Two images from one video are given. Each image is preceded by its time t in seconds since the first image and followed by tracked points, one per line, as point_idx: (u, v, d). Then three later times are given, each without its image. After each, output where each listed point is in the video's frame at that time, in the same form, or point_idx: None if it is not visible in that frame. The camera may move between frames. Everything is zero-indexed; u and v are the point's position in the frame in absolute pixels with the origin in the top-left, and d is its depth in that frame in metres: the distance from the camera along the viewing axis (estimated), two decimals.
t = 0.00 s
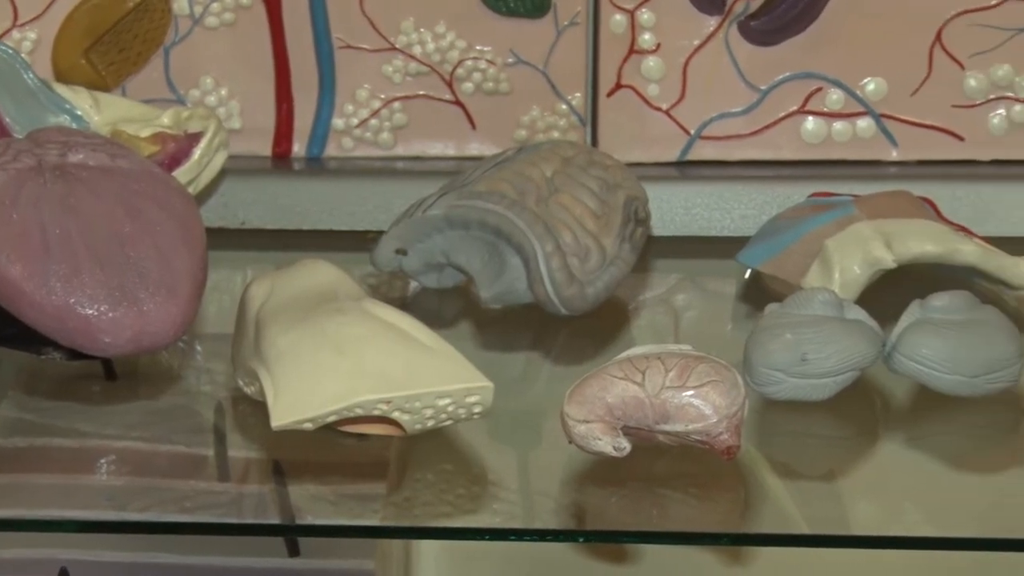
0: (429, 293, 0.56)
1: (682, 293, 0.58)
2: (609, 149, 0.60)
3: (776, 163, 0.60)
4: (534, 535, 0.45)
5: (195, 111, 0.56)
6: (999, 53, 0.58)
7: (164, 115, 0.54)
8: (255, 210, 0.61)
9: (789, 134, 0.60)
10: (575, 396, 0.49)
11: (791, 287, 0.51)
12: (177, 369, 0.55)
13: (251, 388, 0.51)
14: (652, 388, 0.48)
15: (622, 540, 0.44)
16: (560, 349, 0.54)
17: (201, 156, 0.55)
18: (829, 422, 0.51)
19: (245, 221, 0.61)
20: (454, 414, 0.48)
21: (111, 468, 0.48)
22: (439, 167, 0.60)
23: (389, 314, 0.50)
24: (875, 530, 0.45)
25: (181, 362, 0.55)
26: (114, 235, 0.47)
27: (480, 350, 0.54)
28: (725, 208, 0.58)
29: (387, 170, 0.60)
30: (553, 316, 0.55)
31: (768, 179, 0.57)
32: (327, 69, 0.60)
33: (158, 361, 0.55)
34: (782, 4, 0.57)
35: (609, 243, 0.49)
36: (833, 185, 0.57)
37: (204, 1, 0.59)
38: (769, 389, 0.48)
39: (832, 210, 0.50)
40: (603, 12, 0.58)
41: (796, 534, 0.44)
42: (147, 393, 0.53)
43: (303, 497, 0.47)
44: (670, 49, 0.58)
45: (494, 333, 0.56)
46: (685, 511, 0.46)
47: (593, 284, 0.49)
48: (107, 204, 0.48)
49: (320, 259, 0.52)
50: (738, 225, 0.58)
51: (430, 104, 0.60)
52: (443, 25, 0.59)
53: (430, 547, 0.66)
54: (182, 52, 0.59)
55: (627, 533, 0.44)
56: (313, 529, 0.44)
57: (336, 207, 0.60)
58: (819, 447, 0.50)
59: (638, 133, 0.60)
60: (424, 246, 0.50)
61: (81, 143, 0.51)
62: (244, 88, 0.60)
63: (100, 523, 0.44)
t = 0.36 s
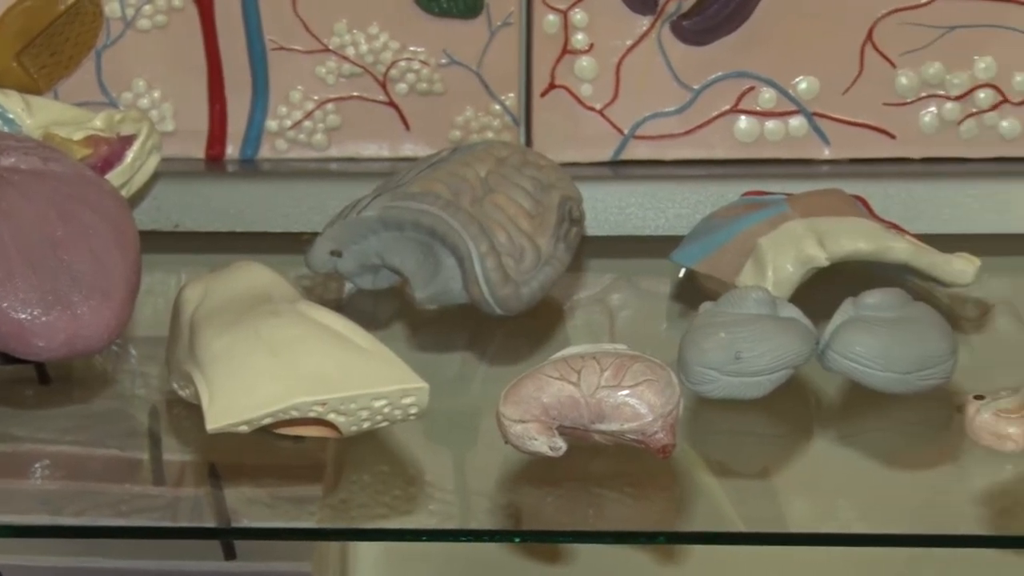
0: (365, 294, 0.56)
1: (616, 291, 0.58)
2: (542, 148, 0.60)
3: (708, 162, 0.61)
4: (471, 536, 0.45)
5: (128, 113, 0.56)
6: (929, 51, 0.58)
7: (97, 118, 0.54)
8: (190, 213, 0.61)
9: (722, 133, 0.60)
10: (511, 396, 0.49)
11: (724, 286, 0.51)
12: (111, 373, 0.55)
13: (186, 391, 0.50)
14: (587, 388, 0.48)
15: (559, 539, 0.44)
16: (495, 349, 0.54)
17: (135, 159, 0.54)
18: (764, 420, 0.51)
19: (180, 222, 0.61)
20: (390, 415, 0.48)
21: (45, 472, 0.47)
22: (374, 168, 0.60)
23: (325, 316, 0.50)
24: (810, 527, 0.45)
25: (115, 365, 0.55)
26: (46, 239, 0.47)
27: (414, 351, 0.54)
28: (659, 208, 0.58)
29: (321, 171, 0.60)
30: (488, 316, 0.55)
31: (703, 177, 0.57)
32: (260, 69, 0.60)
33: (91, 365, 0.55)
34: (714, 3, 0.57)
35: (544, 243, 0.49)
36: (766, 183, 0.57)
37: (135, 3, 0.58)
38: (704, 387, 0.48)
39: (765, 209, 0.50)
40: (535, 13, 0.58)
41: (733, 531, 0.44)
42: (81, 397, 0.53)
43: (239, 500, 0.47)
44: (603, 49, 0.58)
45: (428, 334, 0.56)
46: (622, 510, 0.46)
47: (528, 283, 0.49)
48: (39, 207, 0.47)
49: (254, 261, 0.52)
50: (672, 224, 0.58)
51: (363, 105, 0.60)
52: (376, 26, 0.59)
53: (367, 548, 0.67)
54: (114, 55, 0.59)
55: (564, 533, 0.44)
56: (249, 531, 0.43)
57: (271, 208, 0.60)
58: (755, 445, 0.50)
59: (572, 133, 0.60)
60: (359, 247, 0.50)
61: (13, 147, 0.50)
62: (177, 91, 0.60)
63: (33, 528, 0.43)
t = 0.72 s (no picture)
0: (296, 295, 0.56)
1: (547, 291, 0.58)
2: (473, 148, 0.60)
3: (639, 161, 0.61)
4: (404, 536, 0.45)
5: (56, 115, 0.55)
6: (856, 49, 0.58)
7: (25, 120, 0.53)
8: (118, 215, 0.59)
9: (652, 132, 0.60)
10: (443, 396, 0.49)
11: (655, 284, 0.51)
12: (41, 377, 0.54)
13: (117, 395, 0.50)
14: (519, 387, 0.48)
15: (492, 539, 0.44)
16: (427, 350, 0.54)
17: (63, 162, 0.54)
18: (695, 418, 0.51)
19: (108, 225, 0.59)
20: (322, 417, 0.48)
21: None
22: (304, 168, 0.60)
23: (257, 318, 0.50)
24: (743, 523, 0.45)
25: (44, 369, 0.55)
26: None
27: (344, 352, 0.54)
28: (590, 207, 0.57)
29: (251, 173, 0.60)
30: (419, 316, 0.55)
31: (635, 176, 0.57)
32: (189, 71, 0.59)
33: (21, 370, 0.55)
34: (642, 3, 0.57)
35: (475, 243, 0.49)
36: (698, 182, 0.57)
37: (63, 6, 0.58)
38: (636, 386, 0.48)
39: (693, 207, 0.50)
40: (464, 13, 0.58)
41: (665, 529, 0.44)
42: (10, 401, 0.52)
43: (172, 503, 0.46)
44: (533, 49, 0.59)
45: (360, 335, 0.56)
46: (556, 509, 0.46)
47: (459, 284, 0.49)
48: None
49: (184, 263, 0.52)
50: (602, 223, 0.58)
51: (293, 106, 0.60)
52: (306, 27, 0.59)
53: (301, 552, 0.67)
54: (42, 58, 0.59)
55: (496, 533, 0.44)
56: (181, 535, 0.43)
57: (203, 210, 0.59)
58: (689, 443, 0.50)
59: (502, 133, 0.60)
60: (290, 248, 0.50)
61: None
62: (106, 94, 0.60)
63: None
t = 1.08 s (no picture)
0: (226, 297, 0.56)
1: (477, 292, 0.58)
2: (403, 148, 0.60)
3: (569, 161, 0.60)
4: (336, 537, 0.45)
5: None
6: (782, 48, 0.59)
7: None
8: (48, 218, 0.59)
9: (581, 131, 0.60)
10: (375, 397, 0.49)
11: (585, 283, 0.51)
12: None
13: (46, 399, 0.50)
14: (451, 387, 0.48)
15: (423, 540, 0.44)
16: (359, 350, 0.54)
17: None
18: (627, 415, 0.51)
19: (36, 228, 0.59)
20: (254, 418, 0.48)
21: None
22: (232, 171, 0.60)
23: (188, 320, 0.50)
24: (675, 522, 0.45)
25: None
26: None
27: (274, 353, 0.54)
28: (520, 206, 0.58)
29: (178, 175, 0.60)
30: (349, 317, 0.55)
31: (565, 175, 0.58)
32: (117, 72, 0.59)
33: None
34: (570, 2, 0.57)
35: (406, 243, 0.49)
36: (629, 181, 0.57)
37: None
38: (567, 385, 0.48)
39: (624, 206, 0.50)
40: (392, 13, 0.58)
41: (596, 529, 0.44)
42: None
43: (103, 506, 0.46)
44: (462, 49, 0.59)
45: (290, 337, 0.56)
46: (488, 509, 0.46)
47: (390, 284, 0.49)
48: None
49: (114, 266, 0.52)
50: (533, 223, 0.58)
51: (221, 107, 0.60)
52: (234, 28, 0.58)
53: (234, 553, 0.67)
54: None
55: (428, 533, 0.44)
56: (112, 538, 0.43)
57: (130, 212, 0.59)
58: (621, 442, 0.50)
59: (431, 132, 0.60)
60: (220, 250, 0.49)
61: None
62: (34, 96, 0.59)
63: None
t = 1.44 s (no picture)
0: (151, 300, 0.55)
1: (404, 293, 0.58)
2: (329, 149, 0.59)
3: (495, 161, 0.60)
4: (264, 540, 0.45)
5: None
6: (705, 48, 0.58)
7: None
8: None
9: (507, 131, 0.59)
10: (303, 399, 0.48)
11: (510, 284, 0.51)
12: None
13: None
14: (379, 389, 0.47)
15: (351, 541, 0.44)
16: (285, 353, 0.54)
17: None
18: (554, 415, 0.51)
19: None
20: (180, 422, 0.48)
21: None
22: (157, 173, 0.59)
23: (114, 324, 0.49)
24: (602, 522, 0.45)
25: None
26: None
27: (198, 356, 0.53)
28: (447, 207, 0.57)
29: (103, 178, 0.59)
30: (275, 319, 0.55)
31: (492, 176, 0.57)
32: (40, 76, 0.59)
33: None
34: (495, 3, 0.57)
35: (332, 245, 0.50)
36: (555, 181, 0.57)
37: None
38: (495, 385, 0.48)
39: (551, 206, 0.50)
40: (317, 14, 0.58)
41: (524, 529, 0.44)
42: None
43: (29, 512, 0.46)
44: (387, 50, 0.58)
45: (216, 340, 0.55)
46: (416, 510, 0.46)
47: (317, 286, 0.49)
48: None
49: (40, 271, 0.52)
50: (460, 224, 0.58)
51: (146, 110, 0.59)
52: (157, 30, 0.58)
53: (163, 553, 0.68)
54: None
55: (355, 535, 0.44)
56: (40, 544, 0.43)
57: (54, 216, 0.58)
58: (550, 442, 0.50)
59: (356, 133, 0.59)
60: (146, 253, 0.49)
61: None
62: None
63: None
